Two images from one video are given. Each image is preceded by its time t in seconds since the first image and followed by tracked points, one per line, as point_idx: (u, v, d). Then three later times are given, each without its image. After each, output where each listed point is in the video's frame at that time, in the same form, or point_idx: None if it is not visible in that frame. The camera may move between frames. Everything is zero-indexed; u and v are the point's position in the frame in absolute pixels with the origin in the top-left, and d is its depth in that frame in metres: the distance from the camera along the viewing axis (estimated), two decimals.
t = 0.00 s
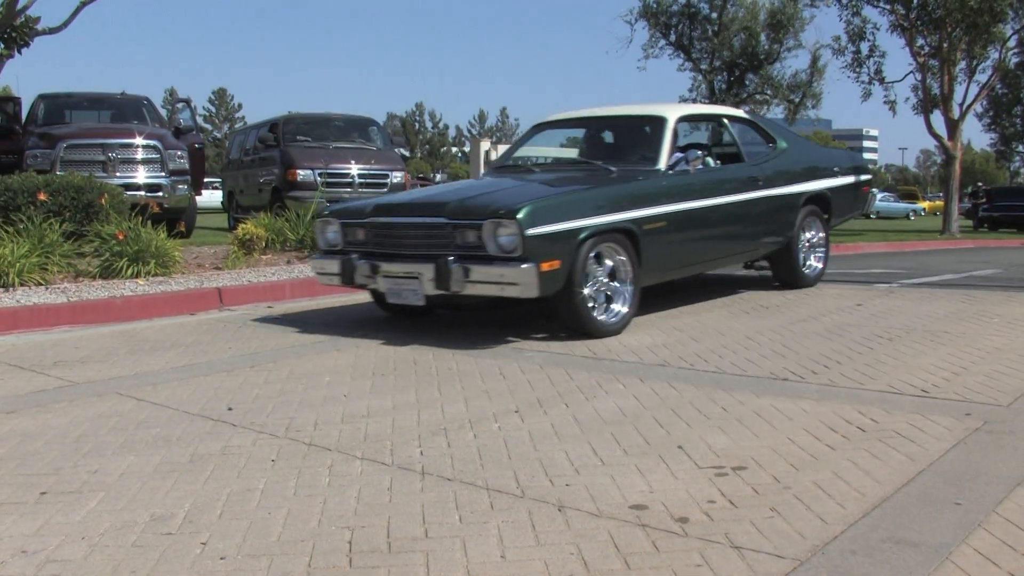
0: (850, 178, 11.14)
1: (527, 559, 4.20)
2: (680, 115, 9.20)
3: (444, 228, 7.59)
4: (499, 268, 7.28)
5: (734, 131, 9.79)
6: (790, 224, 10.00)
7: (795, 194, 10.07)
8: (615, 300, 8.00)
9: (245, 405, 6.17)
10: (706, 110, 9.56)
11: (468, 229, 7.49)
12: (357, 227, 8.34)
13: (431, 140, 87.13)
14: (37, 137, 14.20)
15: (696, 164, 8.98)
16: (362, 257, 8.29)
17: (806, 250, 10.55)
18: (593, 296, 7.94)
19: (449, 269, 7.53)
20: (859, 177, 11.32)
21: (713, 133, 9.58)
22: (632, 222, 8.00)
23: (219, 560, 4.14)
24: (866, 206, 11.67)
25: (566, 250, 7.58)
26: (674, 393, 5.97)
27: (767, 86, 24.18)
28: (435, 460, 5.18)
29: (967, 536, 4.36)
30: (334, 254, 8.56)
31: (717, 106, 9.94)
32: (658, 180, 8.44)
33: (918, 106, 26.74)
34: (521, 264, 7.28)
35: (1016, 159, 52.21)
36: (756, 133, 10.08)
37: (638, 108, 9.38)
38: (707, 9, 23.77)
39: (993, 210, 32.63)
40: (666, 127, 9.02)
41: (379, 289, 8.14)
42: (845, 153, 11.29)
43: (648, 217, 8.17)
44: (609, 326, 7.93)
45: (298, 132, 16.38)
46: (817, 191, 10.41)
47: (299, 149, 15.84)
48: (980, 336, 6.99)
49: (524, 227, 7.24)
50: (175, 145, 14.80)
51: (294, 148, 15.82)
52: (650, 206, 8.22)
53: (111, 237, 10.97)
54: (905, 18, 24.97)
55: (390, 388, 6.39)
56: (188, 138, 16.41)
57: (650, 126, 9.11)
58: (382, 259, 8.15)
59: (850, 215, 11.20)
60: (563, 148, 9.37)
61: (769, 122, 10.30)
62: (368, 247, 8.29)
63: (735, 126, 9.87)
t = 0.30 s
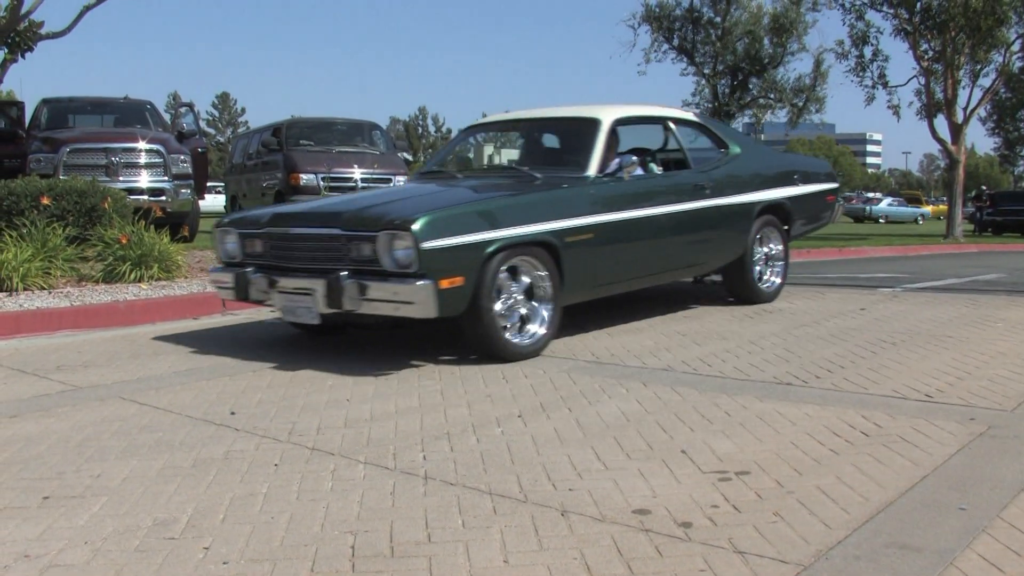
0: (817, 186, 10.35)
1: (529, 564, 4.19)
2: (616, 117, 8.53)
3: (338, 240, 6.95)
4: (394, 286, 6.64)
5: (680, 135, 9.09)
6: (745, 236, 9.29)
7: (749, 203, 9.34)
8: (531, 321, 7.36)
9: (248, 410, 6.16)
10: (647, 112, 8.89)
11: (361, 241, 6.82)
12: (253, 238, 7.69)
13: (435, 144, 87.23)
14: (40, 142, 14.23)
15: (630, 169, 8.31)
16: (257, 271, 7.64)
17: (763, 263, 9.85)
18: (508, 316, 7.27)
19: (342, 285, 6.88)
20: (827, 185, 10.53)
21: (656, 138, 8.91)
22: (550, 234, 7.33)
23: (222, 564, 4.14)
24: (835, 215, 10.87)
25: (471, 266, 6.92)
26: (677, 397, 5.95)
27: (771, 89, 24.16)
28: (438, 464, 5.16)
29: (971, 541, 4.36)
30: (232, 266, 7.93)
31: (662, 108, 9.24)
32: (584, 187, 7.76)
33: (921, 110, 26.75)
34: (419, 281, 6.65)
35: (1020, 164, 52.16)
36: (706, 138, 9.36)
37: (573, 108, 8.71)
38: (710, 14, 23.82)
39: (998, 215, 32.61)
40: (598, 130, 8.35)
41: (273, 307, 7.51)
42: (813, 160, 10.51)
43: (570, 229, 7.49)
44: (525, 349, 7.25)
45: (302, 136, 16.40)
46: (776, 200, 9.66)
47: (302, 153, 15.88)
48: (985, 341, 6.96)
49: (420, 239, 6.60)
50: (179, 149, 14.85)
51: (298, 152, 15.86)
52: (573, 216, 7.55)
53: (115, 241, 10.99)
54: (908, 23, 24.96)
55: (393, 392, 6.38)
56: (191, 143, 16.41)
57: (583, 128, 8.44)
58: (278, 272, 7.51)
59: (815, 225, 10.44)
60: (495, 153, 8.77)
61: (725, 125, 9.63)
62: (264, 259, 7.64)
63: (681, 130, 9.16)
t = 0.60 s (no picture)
0: (767, 193, 9.65)
1: (531, 567, 4.19)
2: (534, 117, 7.87)
3: (205, 255, 6.31)
4: (257, 309, 6.04)
5: (609, 138, 8.39)
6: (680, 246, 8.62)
7: (686, 210, 8.65)
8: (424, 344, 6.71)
9: (249, 414, 6.16)
10: (571, 112, 8.21)
11: (229, 258, 6.21)
12: (129, 251, 7.05)
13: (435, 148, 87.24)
14: (41, 145, 14.25)
15: (546, 176, 7.65)
16: (131, 287, 7.01)
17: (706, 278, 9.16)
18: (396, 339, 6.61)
19: (208, 306, 6.24)
20: (779, 192, 9.81)
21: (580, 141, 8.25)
22: (444, 249, 6.66)
23: (223, 568, 4.13)
24: (792, 223, 10.12)
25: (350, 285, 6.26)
26: (678, 401, 5.94)
27: (772, 93, 24.12)
28: (439, 467, 5.16)
29: (972, 545, 4.36)
30: (109, 282, 7.29)
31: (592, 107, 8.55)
32: (487, 197, 7.09)
33: (922, 114, 26.79)
34: (288, 303, 6.01)
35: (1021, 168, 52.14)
36: (640, 140, 8.67)
37: (490, 109, 8.06)
38: (711, 17, 23.83)
39: (999, 218, 32.61)
40: (512, 132, 7.70)
41: (148, 328, 6.86)
42: (766, 164, 9.79)
43: (469, 242, 6.82)
44: (414, 376, 6.60)
45: (303, 140, 16.40)
46: (719, 208, 8.96)
47: (303, 156, 15.89)
48: (986, 345, 6.95)
49: (284, 256, 5.95)
50: (180, 152, 14.88)
51: (299, 156, 15.87)
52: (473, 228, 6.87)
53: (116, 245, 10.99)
54: (909, 26, 25.04)
55: (394, 396, 6.38)
56: (192, 147, 16.39)
57: (497, 130, 7.78)
58: (151, 290, 6.87)
59: (766, 235, 9.75)
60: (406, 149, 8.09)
61: (662, 126, 8.95)
62: (139, 275, 7.00)
63: (611, 131, 8.47)
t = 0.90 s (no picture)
0: (709, 198, 8.88)
1: (531, 570, 4.19)
2: (435, 116, 7.16)
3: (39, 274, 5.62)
4: (87, 334, 5.34)
5: (523, 139, 7.68)
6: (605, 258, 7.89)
7: (611, 219, 7.91)
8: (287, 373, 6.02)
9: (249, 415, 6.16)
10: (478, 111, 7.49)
11: (63, 276, 5.52)
12: None
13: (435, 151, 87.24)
14: (42, 148, 14.26)
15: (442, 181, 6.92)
16: None
17: (639, 292, 8.44)
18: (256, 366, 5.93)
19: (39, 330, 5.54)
20: (724, 198, 9.02)
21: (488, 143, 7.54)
22: (313, 265, 5.99)
23: (223, 570, 4.13)
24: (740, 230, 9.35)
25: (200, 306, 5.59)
26: (679, 403, 5.93)
27: (773, 96, 24.16)
28: (440, 469, 5.15)
29: (973, 547, 4.36)
30: None
31: (506, 106, 7.83)
32: (370, 205, 6.38)
33: (923, 116, 26.82)
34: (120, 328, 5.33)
35: (1020, 170, 52.15)
36: (561, 142, 7.94)
37: (386, 108, 7.35)
38: (712, 19, 23.86)
39: (1000, 221, 32.62)
40: (407, 132, 6.99)
41: None
42: (709, 168, 9.02)
43: (345, 258, 6.13)
44: (274, 409, 5.91)
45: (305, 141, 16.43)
46: (651, 216, 8.21)
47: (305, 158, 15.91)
48: (988, 347, 6.95)
49: (116, 276, 5.29)
50: (180, 154, 14.89)
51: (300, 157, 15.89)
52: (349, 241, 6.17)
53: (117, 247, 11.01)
54: (910, 29, 25.11)
55: (393, 398, 6.37)
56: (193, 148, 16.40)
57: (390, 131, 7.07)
58: None
59: (709, 244, 9.00)
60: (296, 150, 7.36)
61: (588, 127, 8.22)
62: None
63: (526, 133, 7.74)
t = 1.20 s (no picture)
0: (640, 202, 8.12)
1: (528, 571, 4.19)
2: (304, 116, 6.50)
3: None
4: None
5: (415, 140, 7.00)
6: (507, 270, 7.21)
7: (515, 227, 7.21)
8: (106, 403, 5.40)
9: (245, 417, 6.15)
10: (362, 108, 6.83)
11: None
12: None
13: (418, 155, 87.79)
14: (40, 149, 14.30)
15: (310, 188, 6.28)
16: None
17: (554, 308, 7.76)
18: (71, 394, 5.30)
19: None
20: (657, 202, 8.24)
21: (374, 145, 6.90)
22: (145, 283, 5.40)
23: (220, 572, 4.13)
24: (678, 237, 8.59)
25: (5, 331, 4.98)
26: (676, 404, 5.93)
27: (770, 96, 24.04)
28: (436, 470, 5.15)
29: (970, 548, 4.36)
30: None
31: (399, 103, 7.14)
32: (219, 215, 5.81)
33: (920, 117, 26.82)
34: None
35: (1017, 171, 52.14)
36: (461, 142, 7.25)
37: (264, 106, 6.76)
38: (709, 19, 23.81)
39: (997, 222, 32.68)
40: (270, 135, 6.35)
41: None
42: (639, 170, 8.26)
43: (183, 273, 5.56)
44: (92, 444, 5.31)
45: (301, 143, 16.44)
46: (563, 223, 7.49)
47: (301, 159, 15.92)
48: (984, 347, 6.95)
49: None
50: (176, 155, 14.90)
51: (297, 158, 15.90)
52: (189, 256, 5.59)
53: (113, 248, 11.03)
54: (907, 30, 25.21)
55: (390, 399, 6.36)
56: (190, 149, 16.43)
57: (259, 133, 6.46)
58: None
59: (642, 253, 8.23)
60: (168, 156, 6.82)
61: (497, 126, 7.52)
62: None
63: (418, 132, 7.06)
